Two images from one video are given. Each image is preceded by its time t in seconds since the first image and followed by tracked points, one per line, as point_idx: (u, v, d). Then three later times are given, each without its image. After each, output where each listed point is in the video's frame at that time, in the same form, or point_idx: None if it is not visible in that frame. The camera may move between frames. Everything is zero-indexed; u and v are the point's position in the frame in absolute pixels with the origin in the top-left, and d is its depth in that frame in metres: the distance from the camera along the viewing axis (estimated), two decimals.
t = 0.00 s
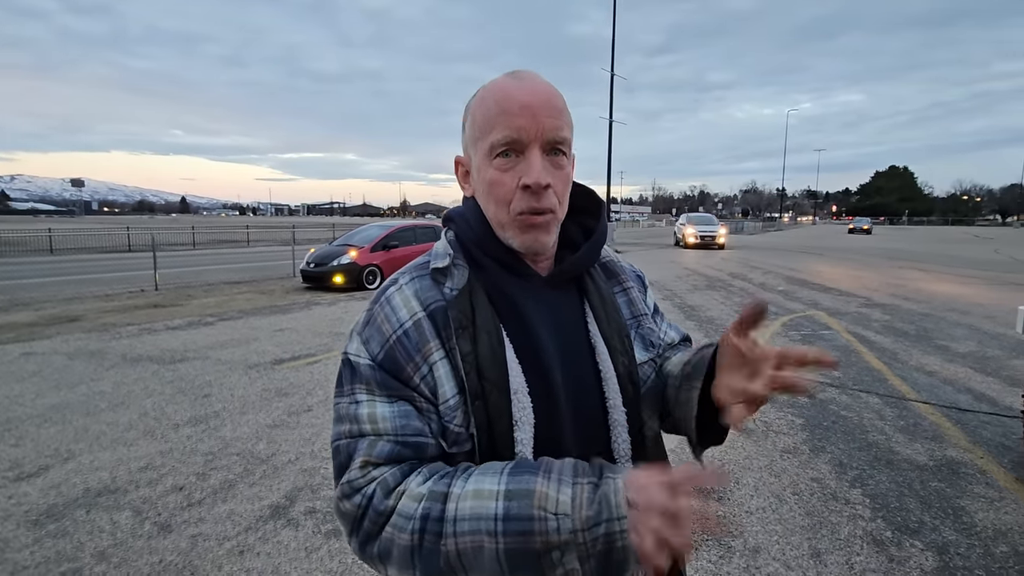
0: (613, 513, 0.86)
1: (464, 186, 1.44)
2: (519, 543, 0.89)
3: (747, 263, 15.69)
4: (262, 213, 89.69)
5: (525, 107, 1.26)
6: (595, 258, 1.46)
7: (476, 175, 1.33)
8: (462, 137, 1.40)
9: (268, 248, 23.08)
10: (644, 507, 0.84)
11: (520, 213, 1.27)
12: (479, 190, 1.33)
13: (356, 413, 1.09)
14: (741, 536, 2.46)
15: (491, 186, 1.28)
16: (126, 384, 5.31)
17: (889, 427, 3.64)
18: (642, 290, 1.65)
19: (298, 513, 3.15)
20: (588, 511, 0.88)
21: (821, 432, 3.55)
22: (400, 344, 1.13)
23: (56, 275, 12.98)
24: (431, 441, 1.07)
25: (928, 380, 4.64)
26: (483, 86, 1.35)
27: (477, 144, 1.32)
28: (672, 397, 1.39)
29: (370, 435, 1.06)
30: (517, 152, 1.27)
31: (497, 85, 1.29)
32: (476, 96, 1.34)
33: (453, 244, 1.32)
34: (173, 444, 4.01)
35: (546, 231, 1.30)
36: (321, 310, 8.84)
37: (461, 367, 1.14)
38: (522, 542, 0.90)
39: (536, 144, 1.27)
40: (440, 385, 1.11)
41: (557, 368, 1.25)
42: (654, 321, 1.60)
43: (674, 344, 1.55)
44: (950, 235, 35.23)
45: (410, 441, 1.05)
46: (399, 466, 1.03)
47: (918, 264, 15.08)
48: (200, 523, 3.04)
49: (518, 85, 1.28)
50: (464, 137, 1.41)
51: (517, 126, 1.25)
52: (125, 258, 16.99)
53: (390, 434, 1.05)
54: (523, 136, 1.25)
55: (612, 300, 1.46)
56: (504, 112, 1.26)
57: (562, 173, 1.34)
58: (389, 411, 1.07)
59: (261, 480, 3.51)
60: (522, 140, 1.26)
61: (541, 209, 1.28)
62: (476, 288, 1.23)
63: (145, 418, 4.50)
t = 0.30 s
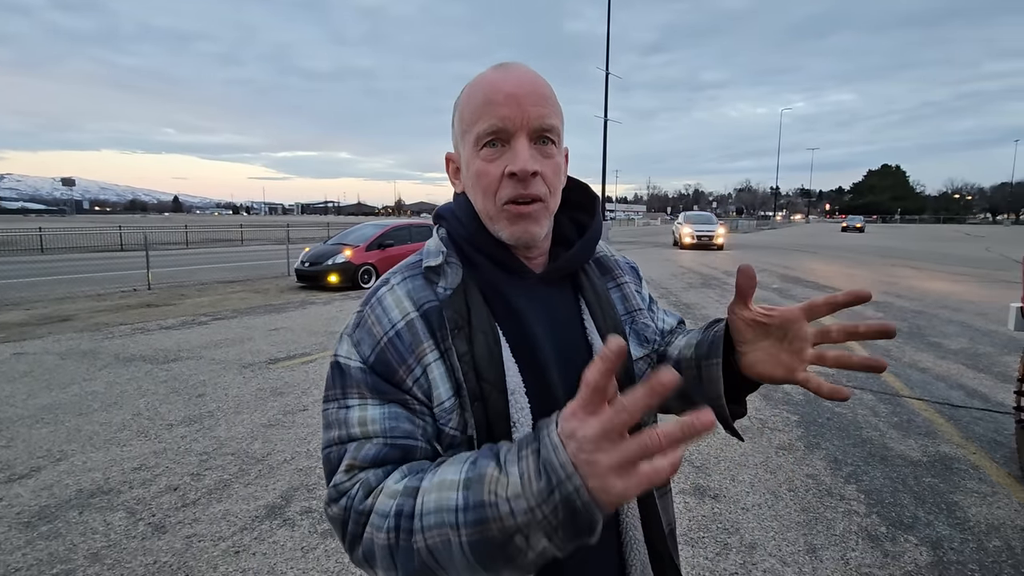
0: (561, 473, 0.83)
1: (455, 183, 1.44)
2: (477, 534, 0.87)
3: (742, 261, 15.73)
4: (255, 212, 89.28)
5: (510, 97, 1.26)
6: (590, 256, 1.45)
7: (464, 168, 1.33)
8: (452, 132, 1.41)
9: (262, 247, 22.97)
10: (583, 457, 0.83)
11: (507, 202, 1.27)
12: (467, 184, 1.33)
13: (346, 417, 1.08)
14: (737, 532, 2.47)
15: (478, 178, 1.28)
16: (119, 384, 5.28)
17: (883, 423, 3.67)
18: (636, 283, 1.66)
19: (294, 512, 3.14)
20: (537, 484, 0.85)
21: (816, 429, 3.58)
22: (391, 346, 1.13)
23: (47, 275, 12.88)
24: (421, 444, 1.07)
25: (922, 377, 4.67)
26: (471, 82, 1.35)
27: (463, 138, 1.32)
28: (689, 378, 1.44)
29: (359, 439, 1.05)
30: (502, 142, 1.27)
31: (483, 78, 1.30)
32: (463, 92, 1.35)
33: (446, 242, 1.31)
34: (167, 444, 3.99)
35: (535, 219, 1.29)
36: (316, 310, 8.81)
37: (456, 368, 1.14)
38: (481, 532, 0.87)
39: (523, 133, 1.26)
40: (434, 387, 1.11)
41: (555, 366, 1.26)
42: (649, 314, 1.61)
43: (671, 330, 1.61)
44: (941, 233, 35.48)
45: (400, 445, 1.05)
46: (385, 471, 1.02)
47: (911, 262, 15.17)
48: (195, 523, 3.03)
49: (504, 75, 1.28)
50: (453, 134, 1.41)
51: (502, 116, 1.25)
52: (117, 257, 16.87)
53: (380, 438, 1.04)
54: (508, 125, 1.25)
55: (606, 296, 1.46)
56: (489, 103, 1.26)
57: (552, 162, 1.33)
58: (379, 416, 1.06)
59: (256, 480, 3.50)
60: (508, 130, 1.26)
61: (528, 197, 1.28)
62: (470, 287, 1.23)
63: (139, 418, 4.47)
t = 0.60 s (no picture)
0: None
1: (463, 181, 1.18)
2: None
3: (732, 257, 15.86)
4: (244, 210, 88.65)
5: (561, 91, 1.21)
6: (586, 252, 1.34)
7: (504, 164, 1.15)
8: (468, 122, 1.17)
9: (252, 244, 22.85)
10: None
11: (566, 198, 1.21)
12: (506, 182, 1.16)
13: (326, 435, 1.04)
14: (731, 527, 2.49)
15: (535, 174, 1.16)
16: (109, 384, 5.24)
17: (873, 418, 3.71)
18: (631, 280, 1.58)
19: (288, 512, 3.13)
20: None
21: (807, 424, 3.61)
22: (379, 359, 1.05)
23: (34, 274, 12.76)
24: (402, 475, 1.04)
25: (910, 371, 4.73)
26: (494, 67, 1.18)
27: (505, 128, 1.14)
28: (700, 397, 1.39)
29: (339, 465, 1.02)
30: (558, 137, 1.19)
31: (524, 66, 1.17)
32: (493, 76, 1.16)
33: (441, 244, 1.19)
34: (158, 445, 3.97)
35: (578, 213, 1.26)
36: (307, 308, 8.78)
37: (445, 381, 1.06)
38: None
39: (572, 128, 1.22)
40: (420, 403, 1.04)
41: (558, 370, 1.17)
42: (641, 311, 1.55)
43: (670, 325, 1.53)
44: (927, 229, 35.93)
45: (380, 476, 1.02)
46: (359, 512, 1.00)
47: (898, 258, 15.36)
48: (187, 524, 3.01)
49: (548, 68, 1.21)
50: (462, 123, 1.18)
51: (561, 110, 1.18)
52: (105, 256, 16.73)
53: (359, 468, 1.02)
54: (567, 120, 1.19)
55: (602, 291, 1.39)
56: (544, 94, 1.16)
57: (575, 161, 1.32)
58: (359, 443, 1.03)
59: (248, 480, 3.48)
60: (564, 125, 1.19)
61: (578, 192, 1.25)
62: (465, 291, 1.13)
63: (129, 419, 4.44)
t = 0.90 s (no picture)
0: None
1: (472, 178, 1.15)
2: None
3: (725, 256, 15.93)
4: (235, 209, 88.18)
5: (560, 92, 1.21)
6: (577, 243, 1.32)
7: (519, 160, 1.14)
8: (477, 117, 1.14)
9: (243, 244, 22.73)
10: None
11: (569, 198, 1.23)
12: (519, 180, 1.16)
13: (320, 458, 1.07)
14: (725, 524, 2.51)
15: (545, 172, 1.16)
16: (100, 386, 5.20)
17: (865, 414, 3.74)
18: (614, 254, 1.50)
19: (283, 513, 3.13)
20: None
21: (800, 421, 3.64)
22: (379, 379, 1.05)
23: (23, 274, 12.63)
24: (392, 503, 1.08)
25: (901, 368, 4.78)
26: (497, 65, 1.17)
27: (520, 125, 1.14)
28: (732, 272, 1.40)
29: (330, 492, 1.06)
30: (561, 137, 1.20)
31: (528, 66, 1.18)
32: (499, 74, 1.15)
33: (436, 248, 1.16)
34: (151, 446, 3.95)
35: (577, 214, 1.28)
36: (300, 308, 8.74)
37: (449, 393, 1.06)
38: None
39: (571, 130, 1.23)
40: (423, 421, 1.04)
41: (566, 365, 1.15)
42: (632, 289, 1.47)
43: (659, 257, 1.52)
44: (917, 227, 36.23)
45: (371, 504, 1.06)
46: (346, 544, 1.06)
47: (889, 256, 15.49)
48: (181, 526, 3.00)
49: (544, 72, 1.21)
50: (472, 119, 1.14)
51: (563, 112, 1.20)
52: (95, 256, 16.60)
53: (348, 496, 1.05)
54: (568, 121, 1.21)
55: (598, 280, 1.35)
56: (550, 95, 1.18)
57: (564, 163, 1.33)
58: (351, 471, 1.06)
59: (242, 482, 3.47)
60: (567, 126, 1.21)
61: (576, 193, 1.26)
62: (467, 297, 1.11)
63: (121, 420, 4.41)
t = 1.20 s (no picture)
0: None
1: (418, 188, 1.29)
2: None
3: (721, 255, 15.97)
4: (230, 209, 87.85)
5: (481, 86, 1.15)
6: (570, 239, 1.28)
7: (434, 170, 1.20)
8: (414, 133, 1.26)
9: (238, 244, 22.65)
10: None
11: (490, 201, 1.15)
12: (439, 188, 1.21)
13: (320, 469, 1.09)
14: (724, 522, 2.52)
15: (454, 178, 1.16)
16: (95, 387, 5.18)
17: (862, 411, 3.76)
18: (615, 236, 1.42)
19: (282, 513, 3.13)
20: None
21: (798, 419, 3.66)
22: (369, 388, 1.06)
23: (16, 275, 12.56)
24: (394, 509, 1.09)
25: (898, 366, 4.80)
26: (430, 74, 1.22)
27: (431, 136, 1.19)
28: (794, 241, 1.45)
29: (333, 502, 1.08)
30: (475, 137, 1.15)
31: (447, 68, 1.18)
32: (423, 87, 1.22)
33: (423, 254, 1.16)
34: (148, 448, 3.94)
35: (518, 219, 1.16)
36: (296, 309, 8.72)
37: (440, 399, 1.07)
38: None
39: (496, 124, 1.15)
40: (415, 428, 1.05)
41: (561, 366, 1.14)
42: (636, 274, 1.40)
43: (711, 214, 1.49)
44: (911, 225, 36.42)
45: (373, 512, 1.08)
46: (355, 552, 1.08)
47: (885, 254, 15.56)
48: (179, 527, 3.00)
49: (471, 65, 1.17)
50: (413, 135, 1.27)
51: (475, 110, 1.14)
52: (89, 257, 16.53)
53: (351, 504, 1.07)
54: (481, 118, 1.14)
55: (595, 275, 1.30)
56: (459, 95, 1.15)
57: (529, 155, 1.21)
58: (352, 479, 1.07)
59: (240, 482, 3.47)
60: (481, 124, 1.15)
61: (512, 193, 1.16)
62: (455, 302, 1.11)
63: (117, 422, 4.40)
